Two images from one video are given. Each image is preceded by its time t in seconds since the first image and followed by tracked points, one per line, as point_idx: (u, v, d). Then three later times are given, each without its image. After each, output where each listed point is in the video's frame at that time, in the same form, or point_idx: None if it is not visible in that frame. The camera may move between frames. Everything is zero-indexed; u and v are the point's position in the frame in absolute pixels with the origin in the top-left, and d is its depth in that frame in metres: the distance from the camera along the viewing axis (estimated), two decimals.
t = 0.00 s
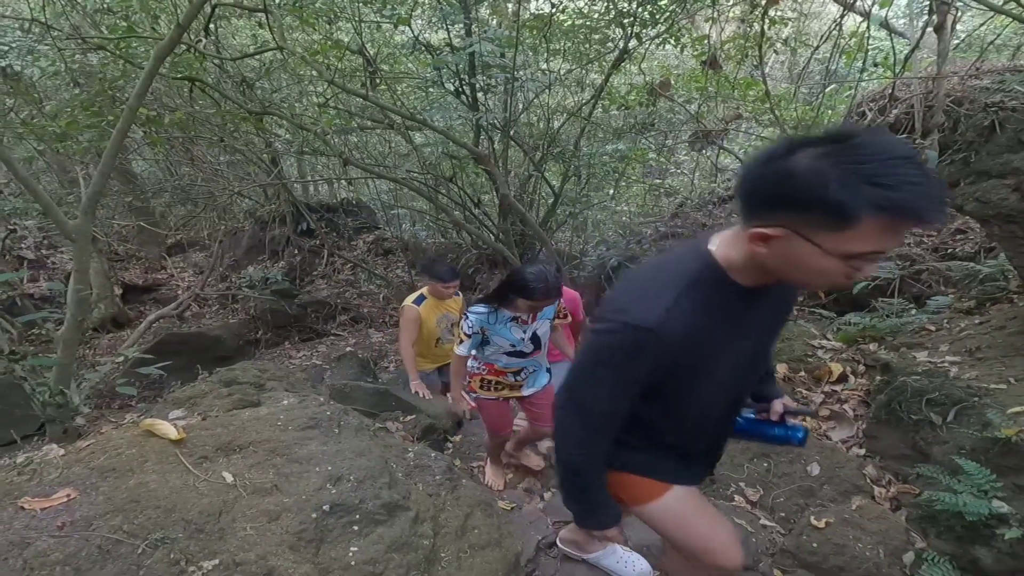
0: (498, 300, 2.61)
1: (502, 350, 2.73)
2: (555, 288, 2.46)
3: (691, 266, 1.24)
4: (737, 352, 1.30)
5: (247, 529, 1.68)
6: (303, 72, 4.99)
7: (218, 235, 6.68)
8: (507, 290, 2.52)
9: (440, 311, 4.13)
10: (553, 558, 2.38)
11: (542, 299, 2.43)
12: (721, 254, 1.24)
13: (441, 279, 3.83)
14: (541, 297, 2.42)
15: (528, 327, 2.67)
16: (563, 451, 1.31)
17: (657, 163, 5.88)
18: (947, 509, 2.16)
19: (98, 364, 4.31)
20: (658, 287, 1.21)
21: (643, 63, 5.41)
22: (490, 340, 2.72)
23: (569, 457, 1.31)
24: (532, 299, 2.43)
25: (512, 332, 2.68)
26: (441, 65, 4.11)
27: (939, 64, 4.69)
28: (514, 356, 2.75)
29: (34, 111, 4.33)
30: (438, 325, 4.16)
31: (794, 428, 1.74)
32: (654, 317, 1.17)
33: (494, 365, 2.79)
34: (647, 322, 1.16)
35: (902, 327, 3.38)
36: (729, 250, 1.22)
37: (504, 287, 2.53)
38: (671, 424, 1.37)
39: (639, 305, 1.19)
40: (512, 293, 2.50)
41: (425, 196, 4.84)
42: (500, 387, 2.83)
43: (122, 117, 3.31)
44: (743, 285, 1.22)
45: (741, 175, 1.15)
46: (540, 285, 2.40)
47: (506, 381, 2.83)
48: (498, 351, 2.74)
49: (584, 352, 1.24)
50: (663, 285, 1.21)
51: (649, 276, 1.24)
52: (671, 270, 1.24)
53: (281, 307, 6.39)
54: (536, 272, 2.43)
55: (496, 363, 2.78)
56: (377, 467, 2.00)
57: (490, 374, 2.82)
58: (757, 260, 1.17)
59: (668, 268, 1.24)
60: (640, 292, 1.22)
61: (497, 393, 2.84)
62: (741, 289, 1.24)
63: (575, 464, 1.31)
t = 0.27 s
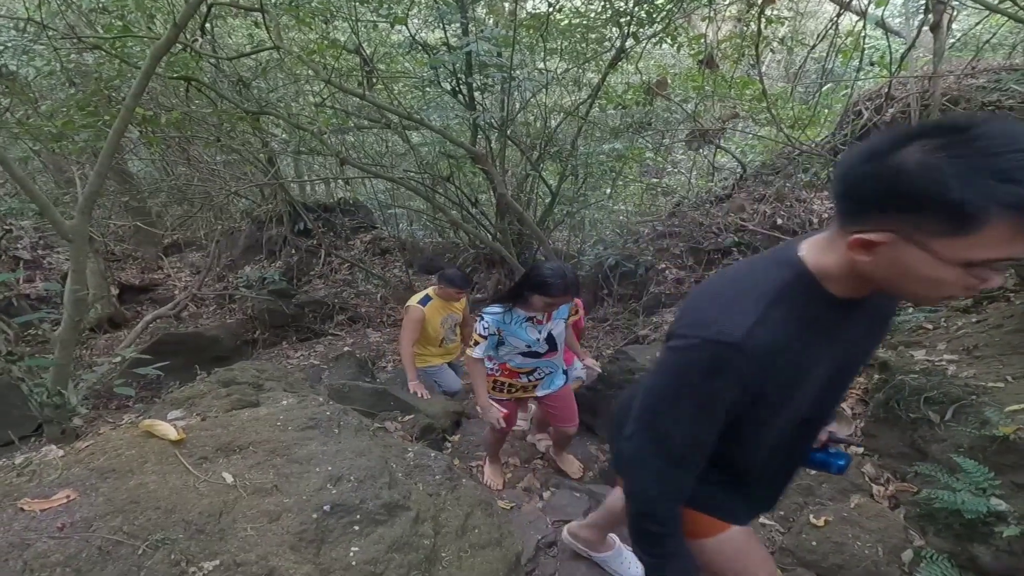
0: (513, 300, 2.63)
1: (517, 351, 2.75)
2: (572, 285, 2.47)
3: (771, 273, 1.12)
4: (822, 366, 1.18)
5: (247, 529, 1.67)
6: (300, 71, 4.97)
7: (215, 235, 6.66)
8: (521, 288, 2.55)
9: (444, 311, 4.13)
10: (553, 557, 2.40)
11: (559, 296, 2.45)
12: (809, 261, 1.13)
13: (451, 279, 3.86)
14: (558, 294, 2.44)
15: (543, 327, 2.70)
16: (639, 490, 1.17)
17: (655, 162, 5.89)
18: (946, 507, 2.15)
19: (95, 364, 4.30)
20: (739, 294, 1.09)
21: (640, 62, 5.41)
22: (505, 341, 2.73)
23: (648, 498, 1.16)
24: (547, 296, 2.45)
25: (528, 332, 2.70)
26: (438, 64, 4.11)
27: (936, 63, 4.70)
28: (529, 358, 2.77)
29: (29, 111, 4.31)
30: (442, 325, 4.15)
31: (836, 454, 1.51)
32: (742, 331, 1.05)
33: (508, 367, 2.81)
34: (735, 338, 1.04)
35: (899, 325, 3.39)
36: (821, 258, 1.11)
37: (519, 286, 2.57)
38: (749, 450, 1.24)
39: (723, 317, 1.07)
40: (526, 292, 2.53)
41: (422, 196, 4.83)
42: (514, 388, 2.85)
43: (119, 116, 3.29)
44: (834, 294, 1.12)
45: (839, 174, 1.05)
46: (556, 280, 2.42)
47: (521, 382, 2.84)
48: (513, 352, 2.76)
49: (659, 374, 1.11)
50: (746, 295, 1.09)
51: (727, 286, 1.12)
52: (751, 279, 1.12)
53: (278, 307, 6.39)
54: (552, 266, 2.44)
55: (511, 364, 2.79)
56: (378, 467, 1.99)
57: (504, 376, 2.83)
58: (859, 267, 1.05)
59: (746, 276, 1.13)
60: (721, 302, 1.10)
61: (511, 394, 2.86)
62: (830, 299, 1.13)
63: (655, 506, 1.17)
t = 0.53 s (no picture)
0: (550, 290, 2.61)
1: (545, 343, 2.73)
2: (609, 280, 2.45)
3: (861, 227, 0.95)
4: (934, 339, 0.99)
5: (248, 527, 1.67)
6: (297, 67, 4.95)
7: (213, 232, 6.64)
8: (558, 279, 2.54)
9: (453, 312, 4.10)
10: (554, 553, 2.42)
11: (594, 287, 2.44)
12: (911, 213, 0.96)
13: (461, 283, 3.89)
14: (595, 287, 2.44)
15: (575, 323, 2.67)
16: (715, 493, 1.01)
17: (654, 158, 5.88)
18: (945, 503, 2.17)
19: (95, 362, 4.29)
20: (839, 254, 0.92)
21: (639, 58, 5.40)
22: (535, 331, 2.71)
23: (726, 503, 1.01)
24: (584, 287, 2.44)
25: (559, 326, 2.68)
26: (436, 60, 4.10)
27: (935, 59, 4.69)
28: (555, 351, 2.75)
29: (26, 107, 4.29)
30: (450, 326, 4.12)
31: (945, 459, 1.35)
32: (837, 297, 0.88)
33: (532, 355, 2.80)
34: (828, 304, 0.88)
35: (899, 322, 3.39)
36: (926, 209, 0.95)
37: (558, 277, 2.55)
38: (847, 447, 1.06)
39: (823, 282, 0.90)
40: (564, 284, 2.52)
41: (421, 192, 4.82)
42: (534, 378, 2.85)
43: (116, 112, 3.28)
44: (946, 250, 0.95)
45: (951, 99, 0.89)
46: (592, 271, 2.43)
47: (542, 373, 2.84)
48: (539, 343, 2.74)
49: (733, 355, 0.96)
50: (835, 255, 0.92)
51: (808, 247, 0.96)
52: (843, 236, 0.95)
53: (277, 304, 6.38)
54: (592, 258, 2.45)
55: (535, 354, 2.79)
56: (378, 464, 1.99)
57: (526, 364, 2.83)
58: (979, 211, 0.88)
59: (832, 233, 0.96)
60: (815, 265, 0.93)
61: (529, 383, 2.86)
62: (938, 257, 0.95)
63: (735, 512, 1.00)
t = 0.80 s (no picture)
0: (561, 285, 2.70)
1: (549, 335, 2.81)
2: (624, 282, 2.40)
3: (959, 230, 0.96)
4: None
5: (250, 521, 1.68)
6: (298, 61, 4.93)
7: (215, 227, 6.64)
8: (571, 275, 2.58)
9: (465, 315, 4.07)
10: (555, 548, 2.41)
11: (606, 287, 2.40)
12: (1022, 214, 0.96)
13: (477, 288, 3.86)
14: (600, 287, 2.42)
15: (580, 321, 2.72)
16: (799, 515, 1.00)
17: (656, 152, 5.86)
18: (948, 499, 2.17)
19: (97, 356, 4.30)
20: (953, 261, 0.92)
21: (641, 52, 5.37)
22: (542, 322, 2.81)
23: (811, 530, 1.00)
24: (586, 286, 2.45)
25: (564, 322, 2.75)
26: (437, 54, 4.08)
27: (940, 52, 4.66)
28: (558, 345, 2.82)
29: (27, 101, 4.28)
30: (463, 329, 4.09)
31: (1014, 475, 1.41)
32: (950, 310, 0.88)
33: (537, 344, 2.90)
34: (939, 317, 0.88)
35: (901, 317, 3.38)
36: None
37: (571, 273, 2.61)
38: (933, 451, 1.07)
39: (936, 292, 0.90)
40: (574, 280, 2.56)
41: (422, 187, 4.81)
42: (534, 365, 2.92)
43: (116, 106, 3.27)
44: None
45: None
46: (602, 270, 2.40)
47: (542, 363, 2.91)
48: (544, 334, 2.84)
49: (833, 357, 0.95)
50: (932, 266, 0.92)
51: (889, 258, 0.97)
52: (956, 241, 0.95)
53: (278, 298, 6.38)
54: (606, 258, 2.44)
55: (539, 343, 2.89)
56: (379, 459, 1.99)
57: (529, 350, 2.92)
58: None
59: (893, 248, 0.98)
60: (929, 272, 0.92)
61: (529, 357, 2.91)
62: None
63: (820, 539, 1.00)
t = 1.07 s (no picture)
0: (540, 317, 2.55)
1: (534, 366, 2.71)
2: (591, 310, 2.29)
3: None
4: None
5: (249, 520, 1.67)
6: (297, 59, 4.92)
7: (213, 225, 6.64)
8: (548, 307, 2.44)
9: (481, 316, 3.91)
10: (554, 545, 2.42)
11: (574, 317, 2.29)
12: None
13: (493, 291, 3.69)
14: (575, 321, 2.30)
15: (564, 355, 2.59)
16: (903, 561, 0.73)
17: (655, 150, 5.87)
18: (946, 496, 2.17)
19: (96, 354, 4.30)
20: None
21: (640, 49, 5.37)
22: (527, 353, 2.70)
23: None
24: (563, 322, 2.32)
25: (548, 354, 2.62)
26: (436, 51, 4.08)
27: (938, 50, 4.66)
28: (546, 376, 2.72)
29: (24, 99, 4.27)
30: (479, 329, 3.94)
31: None
32: None
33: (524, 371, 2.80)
34: None
35: (899, 315, 3.39)
36: None
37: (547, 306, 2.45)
38: None
39: None
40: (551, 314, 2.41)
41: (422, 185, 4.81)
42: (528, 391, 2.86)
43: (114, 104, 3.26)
44: None
45: None
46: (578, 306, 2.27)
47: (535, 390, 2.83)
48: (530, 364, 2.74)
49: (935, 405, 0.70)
50: None
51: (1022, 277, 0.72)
52: None
53: (278, 296, 6.39)
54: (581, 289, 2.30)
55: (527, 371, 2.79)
56: (378, 457, 1.99)
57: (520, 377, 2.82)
58: None
59: None
60: None
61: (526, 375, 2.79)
62: None
63: None
